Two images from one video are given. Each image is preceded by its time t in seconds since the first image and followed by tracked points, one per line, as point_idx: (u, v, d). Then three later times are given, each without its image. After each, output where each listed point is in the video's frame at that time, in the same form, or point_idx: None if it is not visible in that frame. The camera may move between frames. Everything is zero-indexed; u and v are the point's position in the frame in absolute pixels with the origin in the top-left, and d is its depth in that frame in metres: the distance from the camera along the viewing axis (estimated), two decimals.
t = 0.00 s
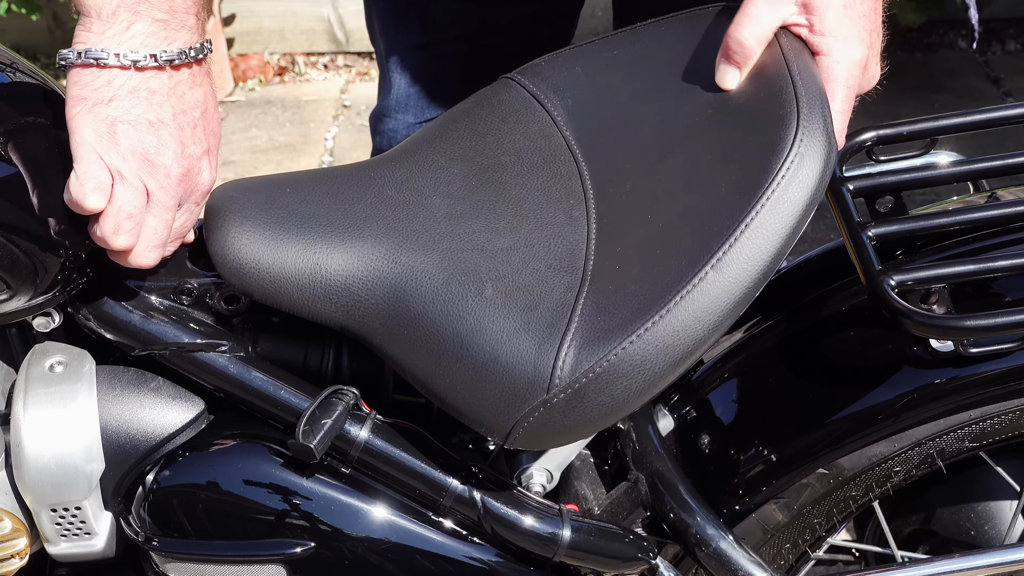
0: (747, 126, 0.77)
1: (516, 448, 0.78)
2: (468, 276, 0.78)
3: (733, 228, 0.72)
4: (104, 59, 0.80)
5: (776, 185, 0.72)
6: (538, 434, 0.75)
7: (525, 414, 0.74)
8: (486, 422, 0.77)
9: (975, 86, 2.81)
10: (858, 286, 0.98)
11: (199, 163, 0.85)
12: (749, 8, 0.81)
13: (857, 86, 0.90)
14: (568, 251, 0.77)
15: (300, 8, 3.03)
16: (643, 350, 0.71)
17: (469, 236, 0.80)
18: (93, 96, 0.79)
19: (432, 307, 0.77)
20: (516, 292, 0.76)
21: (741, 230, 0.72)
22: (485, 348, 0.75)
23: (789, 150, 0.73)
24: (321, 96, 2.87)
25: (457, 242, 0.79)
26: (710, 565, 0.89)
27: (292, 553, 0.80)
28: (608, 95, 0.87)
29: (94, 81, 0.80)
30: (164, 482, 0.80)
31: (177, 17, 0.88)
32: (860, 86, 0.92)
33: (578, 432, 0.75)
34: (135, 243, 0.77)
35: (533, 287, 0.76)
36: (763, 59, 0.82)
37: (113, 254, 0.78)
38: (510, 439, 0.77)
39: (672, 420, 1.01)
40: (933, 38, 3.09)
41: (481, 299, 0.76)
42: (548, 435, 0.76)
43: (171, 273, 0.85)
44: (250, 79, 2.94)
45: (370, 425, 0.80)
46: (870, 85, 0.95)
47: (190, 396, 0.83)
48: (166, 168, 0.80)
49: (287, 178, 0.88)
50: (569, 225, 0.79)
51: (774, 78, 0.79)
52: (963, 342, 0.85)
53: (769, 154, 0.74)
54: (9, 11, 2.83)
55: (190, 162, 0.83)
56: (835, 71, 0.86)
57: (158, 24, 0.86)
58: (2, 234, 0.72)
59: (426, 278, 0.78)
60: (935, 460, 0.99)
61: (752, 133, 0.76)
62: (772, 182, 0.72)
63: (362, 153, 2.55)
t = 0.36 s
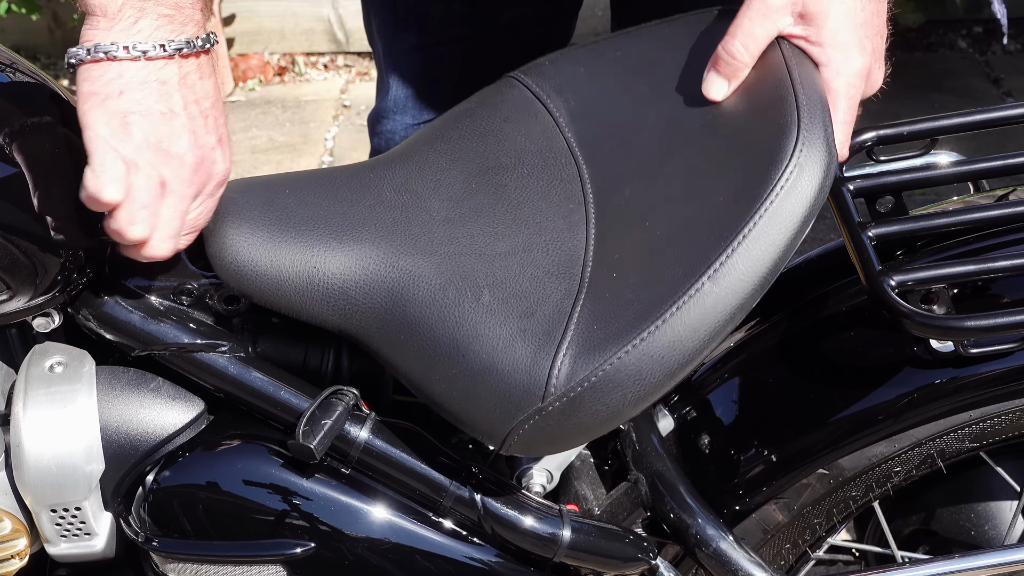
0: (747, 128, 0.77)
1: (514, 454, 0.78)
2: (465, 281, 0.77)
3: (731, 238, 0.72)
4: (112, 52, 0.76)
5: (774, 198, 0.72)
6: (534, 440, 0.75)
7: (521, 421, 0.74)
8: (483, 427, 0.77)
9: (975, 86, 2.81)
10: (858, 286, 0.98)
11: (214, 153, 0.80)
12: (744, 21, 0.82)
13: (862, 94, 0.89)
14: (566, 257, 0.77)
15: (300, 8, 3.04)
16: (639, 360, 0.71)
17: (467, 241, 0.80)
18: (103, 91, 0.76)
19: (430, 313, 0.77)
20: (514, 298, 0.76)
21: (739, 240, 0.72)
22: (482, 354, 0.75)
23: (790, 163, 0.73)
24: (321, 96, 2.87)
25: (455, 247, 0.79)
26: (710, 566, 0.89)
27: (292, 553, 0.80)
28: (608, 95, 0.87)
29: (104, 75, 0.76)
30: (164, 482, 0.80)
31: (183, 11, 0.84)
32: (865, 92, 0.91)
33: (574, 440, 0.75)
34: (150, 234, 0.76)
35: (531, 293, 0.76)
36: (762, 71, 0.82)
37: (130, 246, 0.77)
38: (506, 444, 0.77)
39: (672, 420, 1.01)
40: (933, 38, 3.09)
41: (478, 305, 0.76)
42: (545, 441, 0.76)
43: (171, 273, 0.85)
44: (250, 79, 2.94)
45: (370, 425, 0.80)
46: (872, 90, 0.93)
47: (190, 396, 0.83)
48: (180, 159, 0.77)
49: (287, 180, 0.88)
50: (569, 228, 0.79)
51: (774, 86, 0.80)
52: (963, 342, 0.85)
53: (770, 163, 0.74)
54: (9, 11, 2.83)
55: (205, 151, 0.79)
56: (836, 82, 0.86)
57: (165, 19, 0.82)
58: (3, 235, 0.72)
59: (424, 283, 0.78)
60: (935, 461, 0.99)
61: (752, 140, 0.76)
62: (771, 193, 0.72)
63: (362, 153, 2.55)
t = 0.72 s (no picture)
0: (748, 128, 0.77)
1: (518, 452, 0.78)
2: (469, 280, 0.77)
3: (734, 236, 0.72)
4: (82, 59, 0.77)
5: (777, 195, 0.72)
6: (540, 438, 0.76)
7: (527, 419, 0.74)
8: (487, 427, 0.77)
9: (975, 86, 2.81)
10: (858, 286, 0.98)
11: (189, 155, 0.83)
12: (746, 16, 0.82)
13: (860, 91, 0.90)
14: (568, 255, 0.77)
15: (300, 8, 3.04)
16: (644, 357, 0.71)
17: (470, 239, 0.80)
18: (75, 98, 0.76)
19: (433, 312, 0.77)
20: (517, 296, 0.76)
21: (742, 237, 0.72)
22: (487, 353, 0.75)
23: (790, 159, 0.73)
24: (321, 96, 2.87)
25: (457, 246, 0.79)
26: (710, 566, 0.89)
27: (292, 553, 0.80)
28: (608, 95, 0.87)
29: (75, 82, 0.77)
30: (164, 482, 0.80)
31: (154, 8, 0.84)
32: (862, 90, 0.92)
33: (579, 437, 0.76)
34: (133, 242, 0.77)
35: (534, 292, 0.76)
36: (763, 68, 0.82)
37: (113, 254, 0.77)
38: (511, 443, 0.77)
39: (672, 420, 1.01)
40: (933, 38, 3.09)
41: (482, 304, 0.76)
42: (549, 439, 0.76)
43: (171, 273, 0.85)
44: (250, 79, 2.94)
45: (370, 425, 0.80)
46: (871, 88, 0.94)
47: (190, 396, 0.83)
48: (157, 164, 0.79)
49: (288, 179, 0.88)
50: (570, 229, 0.79)
51: (774, 83, 0.79)
52: (963, 341, 0.85)
53: (770, 161, 0.74)
54: (9, 11, 2.84)
55: (180, 154, 0.81)
56: (836, 77, 0.86)
57: (137, 18, 0.82)
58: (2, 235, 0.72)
59: (427, 283, 0.78)
60: (935, 460, 0.99)
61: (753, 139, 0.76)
62: (774, 189, 0.72)
63: (362, 153, 2.55)
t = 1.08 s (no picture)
0: (746, 128, 0.77)
1: (513, 452, 0.78)
2: (465, 279, 0.78)
3: (732, 236, 0.72)
4: (116, 62, 0.76)
5: (774, 194, 0.72)
6: (535, 436, 0.76)
7: (521, 417, 0.74)
8: (483, 426, 0.77)
9: (975, 86, 2.81)
10: (858, 286, 0.98)
11: (218, 159, 0.80)
12: (746, 18, 0.82)
13: (861, 93, 0.90)
14: (565, 255, 0.77)
15: (300, 8, 3.04)
16: (639, 355, 0.71)
17: (467, 238, 0.80)
18: (107, 101, 0.76)
19: (429, 310, 0.77)
20: (513, 295, 0.76)
21: (739, 236, 0.72)
22: (482, 351, 0.75)
23: (788, 159, 0.73)
24: (321, 96, 2.87)
25: (454, 245, 0.79)
26: (710, 566, 0.89)
27: (292, 553, 0.80)
28: (608, 96, 0.87)
29: (107, 85, 0.76)
30: (164, 482, 0.80)
31: (183, 16, 0.83)
32: (863, 93, 0.92)
33: (574, 435, 0.75)
34: (157, 243, 0.76)
35: (530, 291, 0.76)
36: (762, 69, 0.82)
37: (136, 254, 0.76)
38: (506, 442, 0.77)
39: (672, 420, 1.01)
40: (933, 38, 3.09)
41: (477, 302, 0.76)
42: (544, 438, 0.76)
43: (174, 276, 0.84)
44: (250, 79, 2.94)
45: (370, 425, 0.80)
46: (872, 90, 0.94)
47: (190, 396, 0.83)
48: (186, 167, 0.77)
49: (287, 180, 0.87)
50: (568, 229, 0.79)
51: (773, 84, 0.79)
52: (963, 342, 0.85)
53: (769, 161, 0.74)
54: (10, 11, 2.83)
55: (210, 157, 0.80)
56: (836, 79, 0.86)
57: (165, 25, 0.81)
58: (2, 235, 0.72)
59: (424, 281, 0.78)
60: (935, 460, 0.99)
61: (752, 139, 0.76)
62: (771, 188, 0.72)
63: (362, 153, 2.55)
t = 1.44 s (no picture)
0: (747, 128, 0.77)
1: (515, 452, 0.78)
2: (467, 280, 0.78)
3: (733, 237, 0.72)
4: (107, 61, 0.76)
5: (775, 195, 0.72)
6: (537, 438, 0.76)
7: (523, 419, 0.74)
8: (485, 427, 0.77)
9: (975, 86, 2.81)
10: (858, 286, 0.98)
11: (210, 161, 0.80)
12: (747, 17, 0.82)
13: (863, 93, 0.90)
14: (567, 255, 0.77)
15: (300, 8, 3.04)
16: (641, 357, 0.71)
17: (469, 239, 0.80)
18: (98, 100, 0.76)
19: (431, 311, 0.77)
20: (515, 296, 0.76)
21: (740, 237, 0.72)
22: (484, 353, 0.75)
23: (789, 159, 0.73)
24: (321, 96, 2.87)
25: (456, 246, 0.79)
26: (710, 566, 0.89)
27: (292, 553, 0.80)
28: (609, 96, 0.87)
29: (99, 85, 0.76)
30: (164, 482, 0.80)
31: (177, 20, 0.83)
32: (864, 93, 0.92)
33: (577, 437, 0.76)
34: (142, 242, 0.75)
35: (532, 292, 0.76)
36: (763, 69, 0.82)
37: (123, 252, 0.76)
38: (508, 443, 0.77)
39: (672, 420, 1.01)
40: (933, 38, 3.09)
41: (480, 304, 0.76)
42: (546, 440, 0.76)
43: (171, 273, 0.84)
44: (250, 79, 2.94)
45: (370, 425, 0.80)
46: (873, 92, 0.94)
47: (190, 396, 0.83)
48: (176, 167, 0.77)
49: (288, 180, 0.87)
50: (569, 229, 0.79)
51: (774, 84, 0.79)
52: (963, 341, 0.85)
53: (770, 161, 0.74)
54: (10, 11, 2.83)
55: (202, 159, 0.79)
56: (838, 79, 0.86)
57: (158, 27, 0.81)
58: (2, 235, 0.72)
59: (426, 282, 0.78)
60: (935, 460, 0.99)
61: (753, 140, 0.76)
62: (772, 190, 0.72)
63: (362, 153, 2.55)
